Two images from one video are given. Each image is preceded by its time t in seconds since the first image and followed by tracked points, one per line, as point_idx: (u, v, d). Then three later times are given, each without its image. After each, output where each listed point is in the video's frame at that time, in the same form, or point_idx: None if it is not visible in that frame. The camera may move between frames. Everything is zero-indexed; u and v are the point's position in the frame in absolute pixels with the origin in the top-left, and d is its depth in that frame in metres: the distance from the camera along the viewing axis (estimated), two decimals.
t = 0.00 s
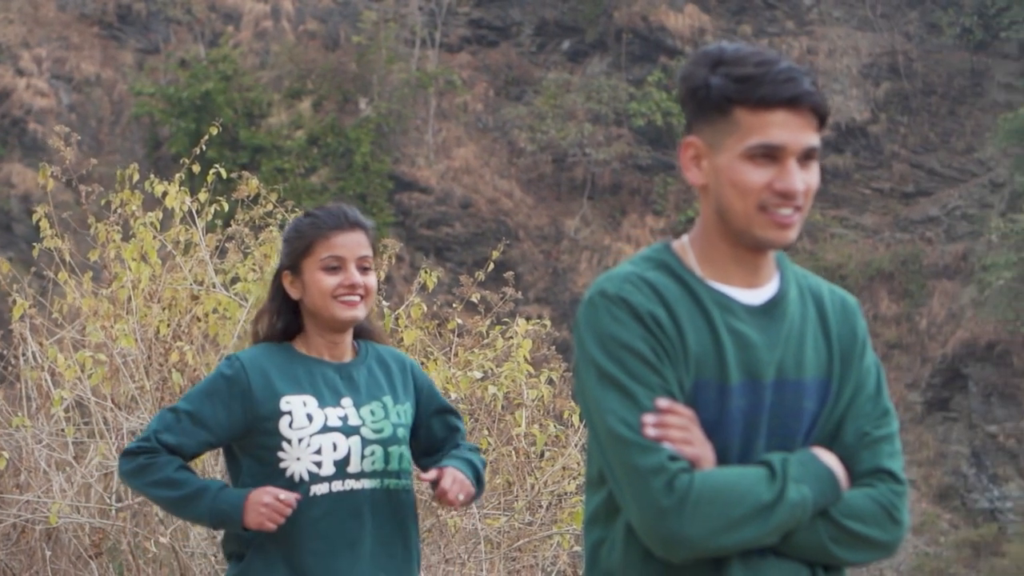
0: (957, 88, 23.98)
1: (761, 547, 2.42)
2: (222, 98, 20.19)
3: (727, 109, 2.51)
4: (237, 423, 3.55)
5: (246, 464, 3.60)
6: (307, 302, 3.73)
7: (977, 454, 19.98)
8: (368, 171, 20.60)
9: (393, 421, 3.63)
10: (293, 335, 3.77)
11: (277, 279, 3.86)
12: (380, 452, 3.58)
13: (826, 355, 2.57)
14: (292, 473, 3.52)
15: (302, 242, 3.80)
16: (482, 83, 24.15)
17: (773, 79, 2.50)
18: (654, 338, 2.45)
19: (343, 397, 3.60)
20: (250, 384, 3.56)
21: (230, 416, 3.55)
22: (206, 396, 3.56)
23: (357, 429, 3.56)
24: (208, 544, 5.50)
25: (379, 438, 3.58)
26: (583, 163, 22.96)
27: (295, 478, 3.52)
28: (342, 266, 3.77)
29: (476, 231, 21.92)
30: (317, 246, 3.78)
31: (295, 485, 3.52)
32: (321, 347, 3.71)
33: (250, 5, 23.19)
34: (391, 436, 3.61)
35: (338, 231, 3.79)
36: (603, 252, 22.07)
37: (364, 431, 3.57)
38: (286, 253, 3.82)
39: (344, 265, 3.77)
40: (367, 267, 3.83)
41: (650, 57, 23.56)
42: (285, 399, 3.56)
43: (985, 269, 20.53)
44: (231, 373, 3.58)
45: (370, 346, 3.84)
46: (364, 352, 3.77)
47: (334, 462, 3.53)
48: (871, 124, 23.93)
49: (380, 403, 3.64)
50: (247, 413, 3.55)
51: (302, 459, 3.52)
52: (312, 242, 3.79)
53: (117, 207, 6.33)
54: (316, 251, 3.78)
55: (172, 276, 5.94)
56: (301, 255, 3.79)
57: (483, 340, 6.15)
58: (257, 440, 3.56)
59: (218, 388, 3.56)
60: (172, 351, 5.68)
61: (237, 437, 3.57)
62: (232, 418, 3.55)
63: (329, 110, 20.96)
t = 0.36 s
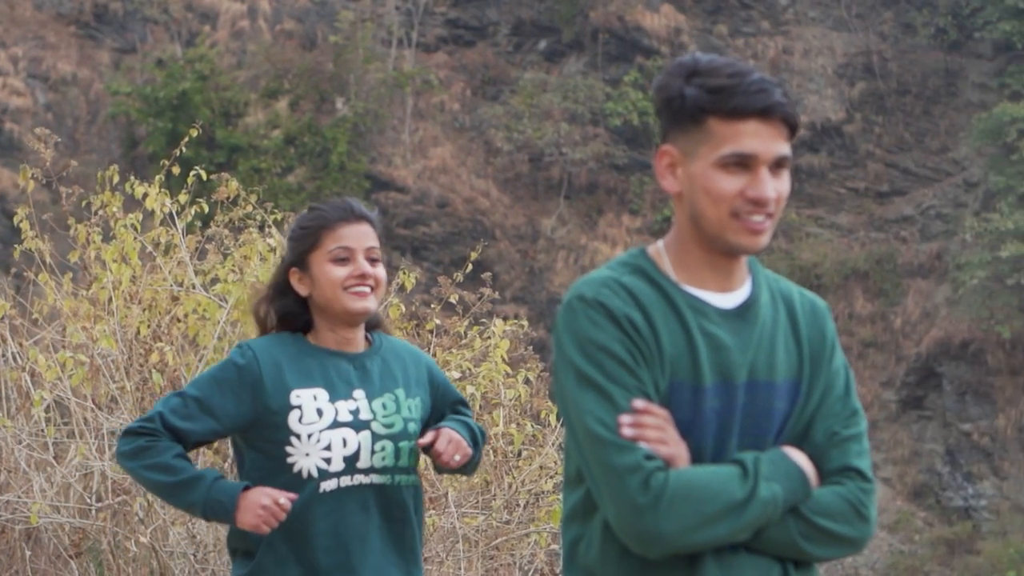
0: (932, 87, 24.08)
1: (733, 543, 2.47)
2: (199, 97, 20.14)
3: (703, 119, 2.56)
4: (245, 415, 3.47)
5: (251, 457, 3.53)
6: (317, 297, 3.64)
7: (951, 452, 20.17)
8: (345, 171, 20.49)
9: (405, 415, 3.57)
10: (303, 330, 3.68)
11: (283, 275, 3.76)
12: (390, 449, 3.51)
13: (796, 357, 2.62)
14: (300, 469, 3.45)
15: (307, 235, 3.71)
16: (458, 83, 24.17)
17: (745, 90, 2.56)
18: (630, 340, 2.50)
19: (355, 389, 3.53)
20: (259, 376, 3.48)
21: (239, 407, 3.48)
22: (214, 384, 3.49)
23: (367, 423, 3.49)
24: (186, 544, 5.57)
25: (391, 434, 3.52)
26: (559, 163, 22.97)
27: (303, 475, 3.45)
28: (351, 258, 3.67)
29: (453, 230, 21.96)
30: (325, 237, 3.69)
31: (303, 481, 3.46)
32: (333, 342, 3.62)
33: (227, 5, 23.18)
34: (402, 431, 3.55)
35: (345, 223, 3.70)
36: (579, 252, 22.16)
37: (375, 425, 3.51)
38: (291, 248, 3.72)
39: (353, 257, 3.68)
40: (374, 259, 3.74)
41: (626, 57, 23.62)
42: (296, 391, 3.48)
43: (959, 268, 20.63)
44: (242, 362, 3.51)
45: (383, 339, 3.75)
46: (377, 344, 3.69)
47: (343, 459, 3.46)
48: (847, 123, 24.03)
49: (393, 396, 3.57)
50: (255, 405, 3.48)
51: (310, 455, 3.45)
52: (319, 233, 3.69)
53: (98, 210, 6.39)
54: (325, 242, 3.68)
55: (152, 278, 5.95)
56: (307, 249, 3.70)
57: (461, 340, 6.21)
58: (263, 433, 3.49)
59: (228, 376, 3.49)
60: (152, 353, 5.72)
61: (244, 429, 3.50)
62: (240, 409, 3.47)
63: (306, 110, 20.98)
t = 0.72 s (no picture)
0: (907, 87, 24.17)
1: (710, 537, 2.51)
2: (175, 96, 20.06)
3: (680, 126, 2.61)
4: (276, 468, 3.47)
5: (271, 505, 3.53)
6: (338, 344, 3.66)
7: (926, 451, 20.29)
8: (322, 171, 20.41)
9: (427, 477, 3.61)
10: (325, 374, 3.70)
11: (301, 323, 3.78)
12: (412, 511, 3.56)
13: (769, 355, 2.67)
14: (324, 529, 3.48)
15: (325, 281, 3.73)
16: (435, 82, 24.18)
17: (722, 98, 2.60)
18: (609, 341, 2.53)
19: (382, 449, 3.55)
20: (291, 431, 3.48)
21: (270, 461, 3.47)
22: (246, 436, 3.46)
23: (394, 487, 3.52)
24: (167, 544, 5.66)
25: (414, 496, 3.56)
26: (535, 162, 23.03)
27: (326, 534, 3.48)
28: (371, 303, 3.68)
29: (430, 230, 21.97)
30: (346, 282, 3.71)
31: (324, 541, 3.48)
32: (356, 391, 3.63)
33: (203, 5, 23.15)
34: (423, 493, 3.59)
35: (363, 267, 3.72)
36: (555, 251, 22.20)
37: (400, 488, 3.53)
38: (310, 294, 3.75)
39: (373, 300, 3.69)
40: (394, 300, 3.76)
41: (602, 57, 23.63)
42: (327, 450, 3.49)
43: (934, 267, 20.73)
44: (275, 414, 3.50)
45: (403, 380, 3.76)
46: (400, 394, 3.71)
47: (367, 522, 3.49)
48: (822, 124, 24.16)
49: (418, 457, 3.60)
50: (287, 459, 3.47)
51: (335, 517, 3.47)
52: (342, 277, 3.72)
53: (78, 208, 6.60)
54: (348, 287, 3.70)
55: (134, 277, 6.04)
56: (326, 295, 3.72)
57: (441, 340, 6.28)
58: (292, 486, 3.49)
59: (260, 430, 3.47)
60: (133, 352, 5.80)
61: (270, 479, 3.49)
62: (271, 463, 3.46)
63: (283, 110, 20.98)
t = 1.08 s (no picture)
0: (882, 87, 24.28)
1: (687, 529, 2.55)
2: (151, 95, 19.99)
3: (660, 131, 2.64)
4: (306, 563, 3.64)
5: None
6: (368, 414, 3.87)
7: (901, 451, 20.44)
8: (298, 170, 20.39)
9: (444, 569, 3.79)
10: (352, 448, 3.90)
11: (328, 398, 3.99)
12: None
13: (745, 352, 2.70)
14: None
15: (351, 352, 3.97)
16: (411, 82, 24.20)
17: (700, 103, 2.64)
18: (590, 337, 2.56)
19: (403, 543, 3.73)
20: (320, 531, 3.63)
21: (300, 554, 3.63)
22: (279, 541, 3.62)
23: None
24: (148, 537, 6.18)
25: None
26: (512, 162, 23.10)
27: None
28: (397, 370, 3.92)
29: (406, 229, 22.01)
30: (369, 353, 3.96)
31: None
32: (382, 466, 3.81)
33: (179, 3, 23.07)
34: None
35: (387, 338, 3.98)
36: (532, 251, 22.25)
37: None
38: (336, 368, 3.97)
39: (397, 367, 3.94)
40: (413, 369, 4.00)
41: (579, 57, 23.66)
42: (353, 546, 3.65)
43: (909, 267, 20.84)
44: (302, 509, 3.64)
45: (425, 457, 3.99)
46: (420, 479, 3.90)
47: None
48: (798, 124, 24.24)
49: (435, 550, 3.79)
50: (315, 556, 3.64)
51: None
52: (365, 351, 3.96)
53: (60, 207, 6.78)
54: (371, 358, 3.95)
55: (115, 278, 6.51)
56: (352, 366, 3.95)
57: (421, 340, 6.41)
58: None
59: (293, 534, 3.62)
60: (114, 352, 6.29)
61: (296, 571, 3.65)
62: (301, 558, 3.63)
63: (259, 109, 21.03)
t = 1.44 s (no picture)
0: (858, 88, 24.37)
1: (666, 522, 2.59)
2: (128, 94, 19.90)
3: (638, 133, 2.67)
4: None
5: None
6: (389, 463, 3.96)
7: (877, 450, 20.54)
8: (274, 170, 20.36)
9: None
10: (373, 496, 3.98)
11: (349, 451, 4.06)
12: None
13: (722, 348, 2.73)
14: None
15: (372, 404, 4.07)
16: (388, 82, 24.18)
17: (678, 106, 2.67)
18: (571, 335, 2.59)
19: None
20: None
21: None
22: None
23: None
24: (128, 535, 6.18)
25: None
26: (489, 162, 23.11)
27: None
28: (417, 419, 4.03)
29: (383, 229, 22.03)
30: (390, 403, 4.07)
31: None
32: (402, 513, 3.89)
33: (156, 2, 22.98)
34: None
35: (407, 390, 4.09)
36: (509, 251, 22.27)
37: None
38: (357, 420, 4.06)
39: (418, 418, 4.04)
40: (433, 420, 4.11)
41: (556, 57, 23.66)
42: None
43: (885, 267, 20.93)
44: (328, 551, 3.73)
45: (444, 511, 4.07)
46: (438, 529, 3.98)
47: None
48: (775, 124, 24.30)
49: None
50: None
51: None
52: (386, 402, 4.07)
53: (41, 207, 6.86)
54: (391, 408, 4.06)
55: (96, 277, 6.61)
56: (374, 418, 4.04)
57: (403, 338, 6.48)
58: None
59: None
60: (95, 351, 6.37)
61: None
62: None
63: (235, 109, 21.03)
